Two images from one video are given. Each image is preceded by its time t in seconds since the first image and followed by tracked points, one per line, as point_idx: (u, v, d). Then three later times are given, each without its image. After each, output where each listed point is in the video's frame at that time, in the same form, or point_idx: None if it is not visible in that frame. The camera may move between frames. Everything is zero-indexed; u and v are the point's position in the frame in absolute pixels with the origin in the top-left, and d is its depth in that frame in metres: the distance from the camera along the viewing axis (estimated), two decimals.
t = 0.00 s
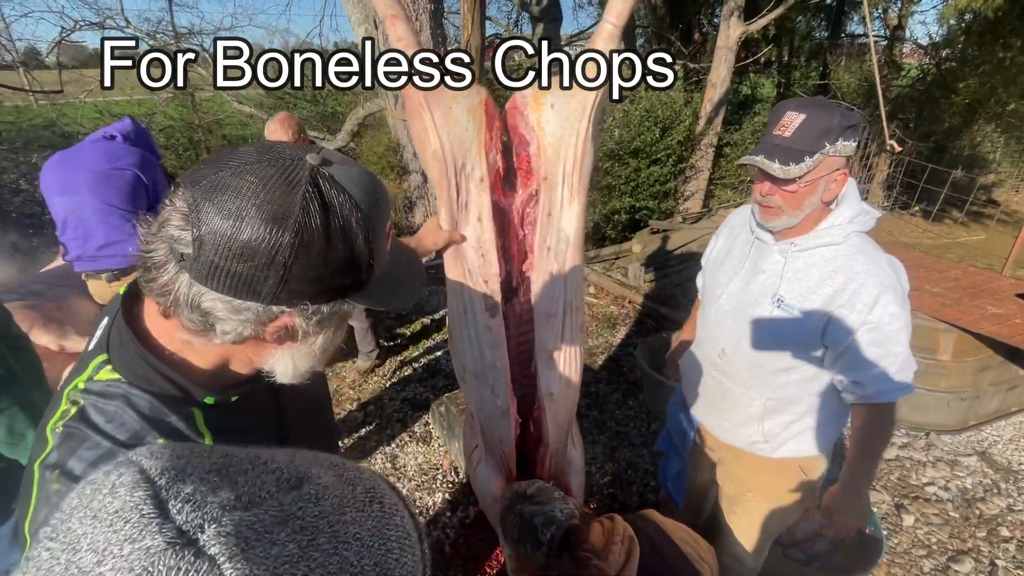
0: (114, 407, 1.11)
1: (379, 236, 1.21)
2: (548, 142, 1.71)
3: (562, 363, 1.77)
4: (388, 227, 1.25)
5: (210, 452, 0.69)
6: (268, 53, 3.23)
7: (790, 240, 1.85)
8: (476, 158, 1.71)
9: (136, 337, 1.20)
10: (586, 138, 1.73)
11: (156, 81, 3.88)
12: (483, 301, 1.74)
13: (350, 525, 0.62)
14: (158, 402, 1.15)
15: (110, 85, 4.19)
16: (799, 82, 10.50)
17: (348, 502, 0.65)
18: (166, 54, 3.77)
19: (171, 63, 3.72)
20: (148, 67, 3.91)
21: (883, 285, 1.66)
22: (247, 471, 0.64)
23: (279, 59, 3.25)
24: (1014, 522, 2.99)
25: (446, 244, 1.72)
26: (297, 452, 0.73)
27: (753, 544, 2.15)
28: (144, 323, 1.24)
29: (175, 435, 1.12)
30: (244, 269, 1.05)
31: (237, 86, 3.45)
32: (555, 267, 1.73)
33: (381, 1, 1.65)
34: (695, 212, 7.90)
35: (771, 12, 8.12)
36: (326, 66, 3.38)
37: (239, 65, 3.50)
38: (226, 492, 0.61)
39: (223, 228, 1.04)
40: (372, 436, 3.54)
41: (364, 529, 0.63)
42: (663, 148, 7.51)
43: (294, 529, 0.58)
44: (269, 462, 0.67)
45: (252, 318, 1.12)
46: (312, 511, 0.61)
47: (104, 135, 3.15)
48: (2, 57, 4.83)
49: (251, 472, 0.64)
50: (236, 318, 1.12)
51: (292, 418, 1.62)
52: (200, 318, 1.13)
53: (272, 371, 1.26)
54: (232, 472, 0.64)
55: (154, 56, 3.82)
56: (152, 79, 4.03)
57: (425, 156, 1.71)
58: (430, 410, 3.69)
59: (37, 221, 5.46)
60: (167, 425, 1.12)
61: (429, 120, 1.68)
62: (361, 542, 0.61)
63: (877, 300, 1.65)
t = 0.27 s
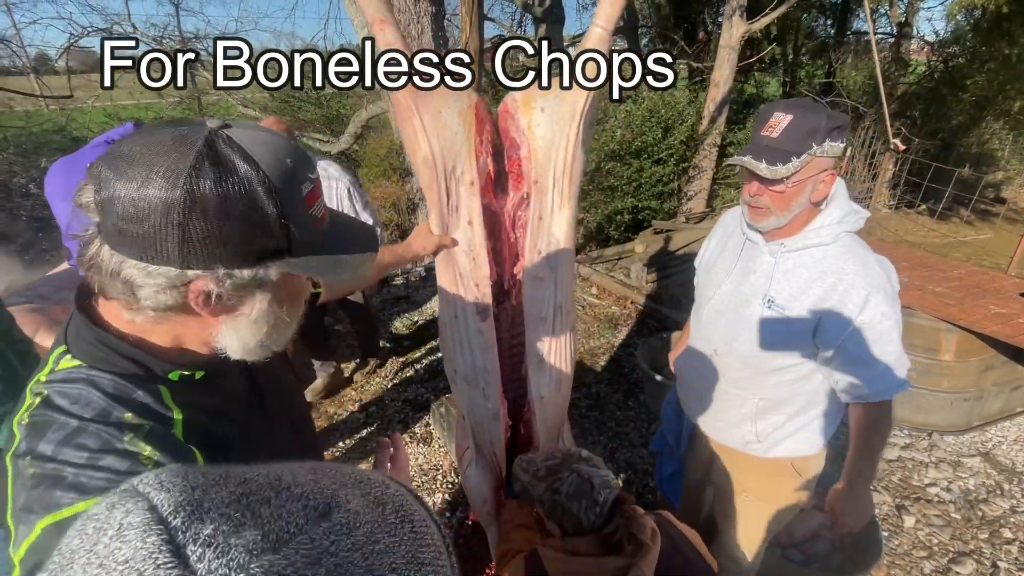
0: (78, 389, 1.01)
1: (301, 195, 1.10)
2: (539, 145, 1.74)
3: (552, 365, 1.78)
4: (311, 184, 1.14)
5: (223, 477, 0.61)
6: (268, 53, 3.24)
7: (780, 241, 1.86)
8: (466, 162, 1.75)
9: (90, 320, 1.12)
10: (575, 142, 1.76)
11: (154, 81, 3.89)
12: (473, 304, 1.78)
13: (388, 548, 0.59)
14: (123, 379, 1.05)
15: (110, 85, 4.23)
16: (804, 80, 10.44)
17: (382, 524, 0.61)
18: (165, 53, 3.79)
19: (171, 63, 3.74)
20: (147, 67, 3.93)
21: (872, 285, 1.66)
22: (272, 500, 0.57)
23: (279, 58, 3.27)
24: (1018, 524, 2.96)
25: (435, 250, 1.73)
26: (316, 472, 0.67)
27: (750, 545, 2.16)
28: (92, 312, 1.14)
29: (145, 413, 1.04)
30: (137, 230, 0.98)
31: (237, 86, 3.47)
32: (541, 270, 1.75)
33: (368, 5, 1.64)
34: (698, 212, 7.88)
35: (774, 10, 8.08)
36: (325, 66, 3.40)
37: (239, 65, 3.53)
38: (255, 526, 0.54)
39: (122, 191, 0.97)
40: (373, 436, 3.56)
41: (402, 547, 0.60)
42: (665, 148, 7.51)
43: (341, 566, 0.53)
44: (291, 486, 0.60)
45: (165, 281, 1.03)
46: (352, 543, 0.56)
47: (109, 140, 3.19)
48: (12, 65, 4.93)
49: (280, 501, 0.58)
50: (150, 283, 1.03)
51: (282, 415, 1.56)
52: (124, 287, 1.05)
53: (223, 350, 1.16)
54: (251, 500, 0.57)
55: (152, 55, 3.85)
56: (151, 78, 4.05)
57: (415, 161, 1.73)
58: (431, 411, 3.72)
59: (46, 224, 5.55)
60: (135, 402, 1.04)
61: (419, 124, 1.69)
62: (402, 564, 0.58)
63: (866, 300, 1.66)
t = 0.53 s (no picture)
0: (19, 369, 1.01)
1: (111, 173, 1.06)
2: (522, 151, 1.78)
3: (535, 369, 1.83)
4: (129, 168, 1.07)
5: (232, 508, 0.50)
6: (267, 54, 3.28)
7: (767, 245, 1.87)
8: (450, 168, 1.81)
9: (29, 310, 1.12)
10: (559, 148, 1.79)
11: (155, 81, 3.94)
12: (457, 309, 1.86)
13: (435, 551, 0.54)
14: (63, 361, 1.05)
15: (111, 85, 4.29)
16: (809, 79, 10.39)
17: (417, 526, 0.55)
18: (166, 54, 3.84)
19: (172, 64, 3.78)
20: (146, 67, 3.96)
21: (857, 287, 1.67)
22: (289, 537, 0.47)
23: (278, 59, 3.31)
24: (1018, 528, 2.93)
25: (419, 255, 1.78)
26: (330, 489, 0.56)
27: (742, 547, 2.16)
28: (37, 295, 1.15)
29: (82, 389, 1.03)
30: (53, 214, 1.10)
31: (237, 86, 3.51)
32: (523, 275, 1.79)
33: (351, 15, 1.68)
34: (701, 212, 7.86)
35: (778, 8, 8.04)
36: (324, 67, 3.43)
37: (239, 65, 3.56)
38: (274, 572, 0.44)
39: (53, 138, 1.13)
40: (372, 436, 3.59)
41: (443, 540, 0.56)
42: (668, 148, 7.49)
43: None
44: (305, 515, 0.50)
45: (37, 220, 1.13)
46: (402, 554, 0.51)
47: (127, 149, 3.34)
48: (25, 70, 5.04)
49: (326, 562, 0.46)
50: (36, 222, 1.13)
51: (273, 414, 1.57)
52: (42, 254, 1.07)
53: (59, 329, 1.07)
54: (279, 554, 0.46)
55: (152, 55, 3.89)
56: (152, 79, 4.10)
57: (401, 169, 1.78)
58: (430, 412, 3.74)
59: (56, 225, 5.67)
60: (74, 381, 1.03)
61: (403, 131, 1.74)
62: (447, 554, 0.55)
63: (851, 302, 1.66)
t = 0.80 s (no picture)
0: None
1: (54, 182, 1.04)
2: (508, 150, 1.77)
3: (521, 366, 1.89)
4: (72, 178, 1.05)
5: (177, 506, 0.48)
6: (266, 54, 3.30)
7: (760, 243, 1.84)
8: (437, 167, 1.81)
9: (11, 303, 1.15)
10: (546, 146, 1.78)
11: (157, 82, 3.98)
12: (445, 306, 1.89)
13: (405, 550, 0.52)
14: (41, 352, 1.08)
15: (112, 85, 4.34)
16: (819, 76, 10.27)
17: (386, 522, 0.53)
18: (167, 54, 3.88)
19: (173, 64, 3.82)
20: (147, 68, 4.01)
21: (851, 285, 1.64)
22: (231, 533, 0.45)
23: (277, 59, 3.33)
24: None
25: (404, 254, 1.82)
26: (284, 484, 0.54)
27: (738, 550, 2.13)
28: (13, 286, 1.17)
29: (59, 380, 1.06)
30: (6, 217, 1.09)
31: (237, 86, 3.54)
32: (510, 273, 1.82)
33: (338, 16, 1.68)
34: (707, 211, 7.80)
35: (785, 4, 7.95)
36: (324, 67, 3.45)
37: (239, 66, 3.59)
38: (216, 563, 0.41)
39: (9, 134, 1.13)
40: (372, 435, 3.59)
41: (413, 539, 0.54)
42: (673, 146, 7.45)
43: None
44: (254, 509, 0.48)
45: None
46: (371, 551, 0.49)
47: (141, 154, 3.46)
48: (36, 74, 5.14)
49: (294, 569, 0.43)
50: None
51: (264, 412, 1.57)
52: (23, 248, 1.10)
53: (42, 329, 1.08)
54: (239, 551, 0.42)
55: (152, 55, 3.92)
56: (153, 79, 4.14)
57: (388, 168, 1.79)
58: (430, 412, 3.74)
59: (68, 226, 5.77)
60: (49, 370, 1.06)
61: (390, 130, 1.74)
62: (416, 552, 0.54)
63: (845, 299, 1.63)
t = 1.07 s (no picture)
0: None
1: (29, 185, 1.08)
2: (503, 148, 1.78)
3: (515, 363, 1.90)
4: (47, 181, 1.08)
5: None
6: (266, 54, 3.34)
7: (758, 240, 1.83)
8: (431, 165, 1.81)
9: None
10: (540, 144, 1.78)
11: (157, 82, 4.02)
12: (439, 303, 1.90)
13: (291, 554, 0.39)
14: (20, 347, 1.08)
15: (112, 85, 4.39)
16: (829, 71, 10.13)
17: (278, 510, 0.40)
18: (168, 55, 3.93)
19: (173, 64, 3.88)
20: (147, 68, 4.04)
21: (851, 280, 1.62)
22: None
23: (276, 59, 3.37)
24: None
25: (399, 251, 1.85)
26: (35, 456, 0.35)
27: (737, 549, 2.11)
28: None
29: (37, 373, 1.06)
30: None
31: (237, 86, 3.58)
32: (505, 270, 1.83)
33: (334, 15, 1.68)
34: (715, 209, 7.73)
35: None
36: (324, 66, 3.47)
37: (239, 65, 3.63)
38: None
39: None
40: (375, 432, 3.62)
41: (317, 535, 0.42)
42: (679, 144, 7.39)
43: None
44: None
45: None
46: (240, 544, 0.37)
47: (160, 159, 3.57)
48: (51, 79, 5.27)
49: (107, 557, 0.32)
50: None
51: (257, 410, 1.59)
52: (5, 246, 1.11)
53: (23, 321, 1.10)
54: (67, 499, 0.32)
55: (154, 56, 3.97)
56: (154, 79, 4.19)
57: (384, 166, 1.81)
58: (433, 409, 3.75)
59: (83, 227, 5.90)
60: (28, 364, 1.06)
61: (384, 128, 1.75)
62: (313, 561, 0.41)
63: (845, 294, 1.61)
